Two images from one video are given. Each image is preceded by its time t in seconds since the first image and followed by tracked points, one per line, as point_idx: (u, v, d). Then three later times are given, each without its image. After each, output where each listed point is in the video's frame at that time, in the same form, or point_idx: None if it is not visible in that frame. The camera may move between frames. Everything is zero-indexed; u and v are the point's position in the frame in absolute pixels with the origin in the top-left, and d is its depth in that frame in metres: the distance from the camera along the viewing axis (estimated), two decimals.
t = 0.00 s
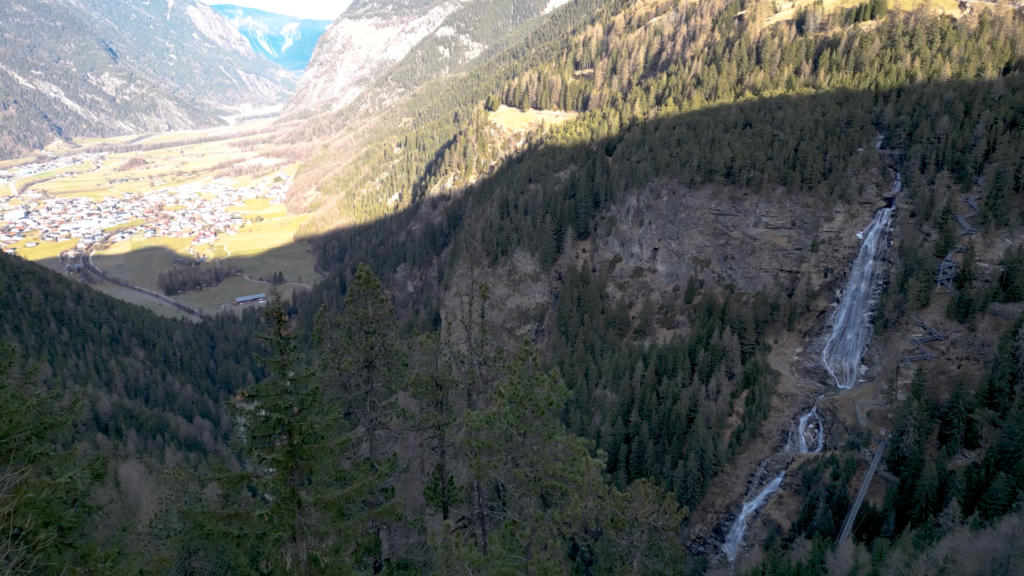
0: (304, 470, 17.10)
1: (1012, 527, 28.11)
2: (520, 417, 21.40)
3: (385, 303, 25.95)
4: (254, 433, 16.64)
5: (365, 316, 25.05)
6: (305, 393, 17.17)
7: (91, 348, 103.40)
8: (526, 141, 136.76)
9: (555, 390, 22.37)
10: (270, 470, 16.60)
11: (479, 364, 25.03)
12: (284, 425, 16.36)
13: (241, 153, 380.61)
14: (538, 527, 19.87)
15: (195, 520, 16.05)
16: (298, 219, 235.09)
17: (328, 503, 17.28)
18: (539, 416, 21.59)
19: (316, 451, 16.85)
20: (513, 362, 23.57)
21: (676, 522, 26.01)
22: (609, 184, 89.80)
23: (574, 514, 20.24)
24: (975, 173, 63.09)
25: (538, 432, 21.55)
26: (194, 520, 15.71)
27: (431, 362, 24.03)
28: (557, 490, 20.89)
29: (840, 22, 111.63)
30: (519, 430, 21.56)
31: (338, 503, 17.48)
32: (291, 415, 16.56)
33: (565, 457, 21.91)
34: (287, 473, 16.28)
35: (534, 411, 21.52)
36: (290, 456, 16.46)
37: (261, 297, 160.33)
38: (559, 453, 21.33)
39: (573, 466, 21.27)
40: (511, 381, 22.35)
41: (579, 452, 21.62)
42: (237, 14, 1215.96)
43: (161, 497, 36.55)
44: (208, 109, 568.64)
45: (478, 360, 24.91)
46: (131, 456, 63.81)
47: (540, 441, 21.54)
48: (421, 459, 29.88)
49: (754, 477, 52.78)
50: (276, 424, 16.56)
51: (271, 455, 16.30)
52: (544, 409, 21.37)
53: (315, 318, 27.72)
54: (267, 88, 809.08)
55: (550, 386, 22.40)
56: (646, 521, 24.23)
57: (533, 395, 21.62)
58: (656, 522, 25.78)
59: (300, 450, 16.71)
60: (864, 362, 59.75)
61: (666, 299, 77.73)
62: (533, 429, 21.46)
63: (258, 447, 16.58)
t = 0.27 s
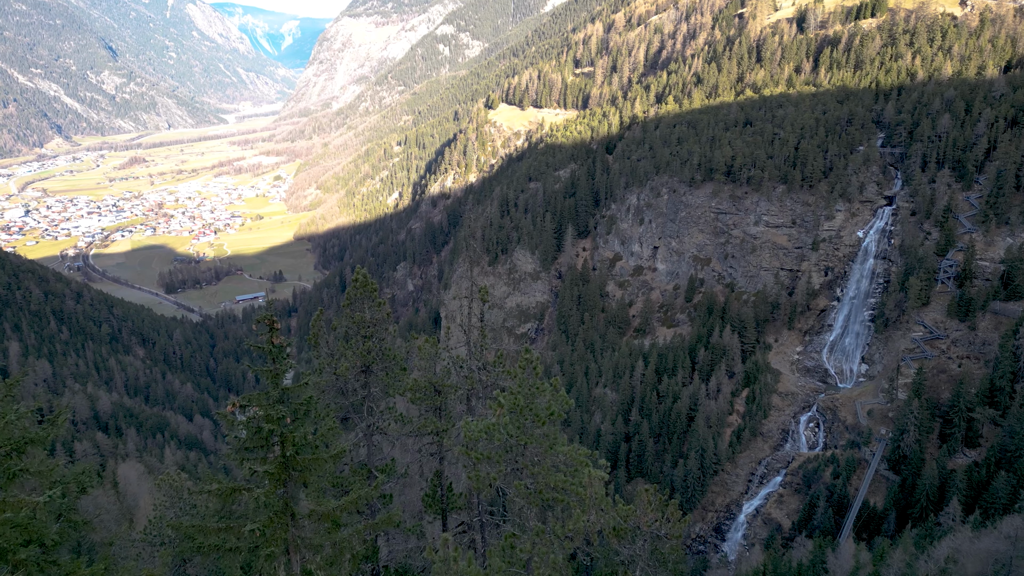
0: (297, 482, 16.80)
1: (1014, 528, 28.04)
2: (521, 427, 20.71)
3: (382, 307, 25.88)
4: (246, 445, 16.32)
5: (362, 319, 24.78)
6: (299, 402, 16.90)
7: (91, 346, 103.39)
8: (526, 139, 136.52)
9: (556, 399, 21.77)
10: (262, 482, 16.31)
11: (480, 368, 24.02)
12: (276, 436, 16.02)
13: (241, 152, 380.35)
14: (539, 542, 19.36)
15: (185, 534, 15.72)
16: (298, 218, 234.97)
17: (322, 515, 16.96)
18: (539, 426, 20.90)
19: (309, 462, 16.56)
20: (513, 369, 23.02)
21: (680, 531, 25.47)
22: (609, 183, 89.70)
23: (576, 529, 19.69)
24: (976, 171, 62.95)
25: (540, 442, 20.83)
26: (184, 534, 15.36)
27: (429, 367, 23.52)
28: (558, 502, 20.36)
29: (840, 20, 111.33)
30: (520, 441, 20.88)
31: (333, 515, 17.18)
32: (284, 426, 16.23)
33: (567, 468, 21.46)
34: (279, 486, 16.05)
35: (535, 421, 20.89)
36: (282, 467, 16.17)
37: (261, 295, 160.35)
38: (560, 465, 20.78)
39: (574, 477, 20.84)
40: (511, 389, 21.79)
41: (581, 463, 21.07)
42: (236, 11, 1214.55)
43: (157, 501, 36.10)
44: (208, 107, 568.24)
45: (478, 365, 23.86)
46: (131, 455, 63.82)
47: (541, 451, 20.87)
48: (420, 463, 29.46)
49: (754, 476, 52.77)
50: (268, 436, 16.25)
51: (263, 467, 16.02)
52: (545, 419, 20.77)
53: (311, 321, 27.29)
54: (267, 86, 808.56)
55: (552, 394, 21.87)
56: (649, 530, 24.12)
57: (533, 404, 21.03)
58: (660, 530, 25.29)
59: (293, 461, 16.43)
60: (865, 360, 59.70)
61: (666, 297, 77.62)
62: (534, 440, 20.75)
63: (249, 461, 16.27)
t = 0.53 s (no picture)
0: (290, 494, 16.41)
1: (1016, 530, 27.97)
2: (521, 438, 20.26)
3: (379, 310, 24.82)
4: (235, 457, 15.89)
5: (359, 324, 23.87)
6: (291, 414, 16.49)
7: (91, 345, 103.34)
8: (526, 138, 136.29)
9: (557, 409, 21.45)
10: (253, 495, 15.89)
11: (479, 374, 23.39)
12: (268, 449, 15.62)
13: (241, 150, 380.13)
14: (539, 557, 18.91)
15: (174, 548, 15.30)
16: (298, 216, 234.86)
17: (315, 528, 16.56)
18: (540, 438, 20.45)
19: (302, 475, 16.15)
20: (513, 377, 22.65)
21: (683, 541, 25.04)
22: (609, 181, 89.59)
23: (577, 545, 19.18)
24: (976, 170, 62.83)
25: (539, 454, 20.39)
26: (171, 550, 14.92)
27: (427, 373, 22.99)
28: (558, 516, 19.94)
29: (841, 18, 111.00)
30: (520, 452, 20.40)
31: (326, 529, 16.78)
32: (275, 438, 15.81)
33: (567, 480, 21.13)
34: (271, 500, 15.74)
35: (535, 432, 20.43)
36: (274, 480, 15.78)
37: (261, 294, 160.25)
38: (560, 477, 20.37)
39: (576, 489, 20.49)
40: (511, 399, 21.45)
41: (582, 475, 20.68)
42: (236, 9, 1213.09)
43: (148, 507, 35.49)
44: (208, 106, 567.78)
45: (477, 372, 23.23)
46: (131, 454, 63.81)
47: (540, 463, 20.47)
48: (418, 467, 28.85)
49: (754, 475, 52.74)
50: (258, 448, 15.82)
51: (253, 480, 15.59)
52: (545, 430, 20.35)
53: (307, 324, 26.60)
54: (267, 84, 807.98)
55: (552, 404, 21.58)
56: (651, 539, 23.91)
57: (533, 415, 20.67)
58: (662, 540, 24.86)
59: (286, 474, 16.05)
60: (865, 359, 59.71)
61: (667, 296, 77.46)
62: (534, 451, 20.31)
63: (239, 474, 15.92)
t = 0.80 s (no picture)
0: (281, 508, 16.02)
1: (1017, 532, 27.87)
2: (520, 451, 19.56)
3: (375, 315, 24.14)
4: (222, 471, 15.57)
5: (355, 329, 23.04)
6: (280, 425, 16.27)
7: (91, 344, 103.39)
8: (527, 136, 136.17)
9: (556, 420, 20.78)
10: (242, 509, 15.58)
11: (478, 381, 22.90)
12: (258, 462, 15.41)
13: (241, 149, 379.97)
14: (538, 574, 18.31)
15: (161, 565, 15.00)
16: (298, 215, 234.72)
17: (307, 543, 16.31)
18: (539, 450, 19.82)
19: (294, 489, 15.90)
20: (513, 386, 21.97)
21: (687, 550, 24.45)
22: (610, 180, 89.54)
23: (579, 562, 18.49)
24: (977, 169, 62.66)
25: (538, 467, 19.69)
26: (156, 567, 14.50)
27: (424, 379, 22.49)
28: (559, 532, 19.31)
29: (842, 17, 110.70)
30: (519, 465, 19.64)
31: (319, 542, 16.49)
32: (266, 451, 15.56)
33: (568, 493, 20.34)
34: (261, 515, 15.29)
35: (534, 444, 19.77)
36: (264, 495, 15.55)
37: (261, 293, 160.26)
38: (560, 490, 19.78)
39: (577, 503, 19.74)
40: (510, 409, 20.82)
41: (584, 489, 19.95)
42: (236, 7, 1212.25)
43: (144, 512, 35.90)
44: (208, 104, 567.41)
45: (476, 379, 22.78)
46: (131, 453, 63.92)
47: (539, 477, 19.80)
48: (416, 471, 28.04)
49: (754, 474, 52.74)
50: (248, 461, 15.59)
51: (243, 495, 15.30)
52: (545, 442, 19.66)
53: (302, 328, 25.97)
54: (267, 83, 807.88)
55: (551, 415, 20.92)
56: (653, 548, 23.62)
57: (532, 426, 19.98)
58: (665, 549, 24.24)
59: (276, 488, 15.79)
60: (865, 358, 59.65)
61: (667, 295, 77.29)
62: (532, 464, 19.61)
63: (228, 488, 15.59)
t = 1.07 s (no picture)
0: (272, 523, 16.35)
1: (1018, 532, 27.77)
2: (519, 464, 19.29)
3: (371, 320, 24.15)
4: (211, 487, 15.73)
5: (351, 333, 22.77)
6: (270, 439, 16.59)
7: (90, 342, 103.36)
8: (527, 135, 136.02)
9: (556, 434, 20.60)
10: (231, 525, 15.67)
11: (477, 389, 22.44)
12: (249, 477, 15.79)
13: (241, 147, 379.73)
14: None
15: None
16: (298, 214, 234.62)
17: (298, 558, 16.63)
18: (540, 464, 19.47)
19: (286, 504, 16.29)
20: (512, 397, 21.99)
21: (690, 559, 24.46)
22: (610, 179, 89.43)
23: None
24: (978, 167, 62.48)
25: (538, 482, 19.31)
26: None
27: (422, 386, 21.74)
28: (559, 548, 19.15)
29: (842, 15, 110.44)
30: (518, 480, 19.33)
31: (310, 558, 16.72)
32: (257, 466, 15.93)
33: (569, 507, 19.93)
34: (251, 531, 15.60)
35: (534, 458, 19.53)
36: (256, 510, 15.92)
37: (261, 291, 160.20)
38: (560, 506, 19.60)
39: (578, 518, 19.32)
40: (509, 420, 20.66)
41: (585, 504, 19.59)
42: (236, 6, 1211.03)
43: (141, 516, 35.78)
44: (208, 103, 566.90)
45: (475, 387, 22.36)
46: (131, 452, 63.94)
47: (539, 491, 19.37)
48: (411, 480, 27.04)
49: (755, 473, 52.71)
50: (236, 477, 15.84)
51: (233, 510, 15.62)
52: (546, 457, 19.41)
53: (297, 333, 25.51)
54: (267, 81, 807.04)
55: (551, 428, 20.81)
56: (656, 561, 22.14)
57: (531, 439, 19.80)
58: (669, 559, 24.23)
59: (268, 503, 16.10)
60: (865, 358, 59.57)
61: (667, 294, 77.18)
62: (531, 479, 19.25)
63: (217, 504, 15.70)
